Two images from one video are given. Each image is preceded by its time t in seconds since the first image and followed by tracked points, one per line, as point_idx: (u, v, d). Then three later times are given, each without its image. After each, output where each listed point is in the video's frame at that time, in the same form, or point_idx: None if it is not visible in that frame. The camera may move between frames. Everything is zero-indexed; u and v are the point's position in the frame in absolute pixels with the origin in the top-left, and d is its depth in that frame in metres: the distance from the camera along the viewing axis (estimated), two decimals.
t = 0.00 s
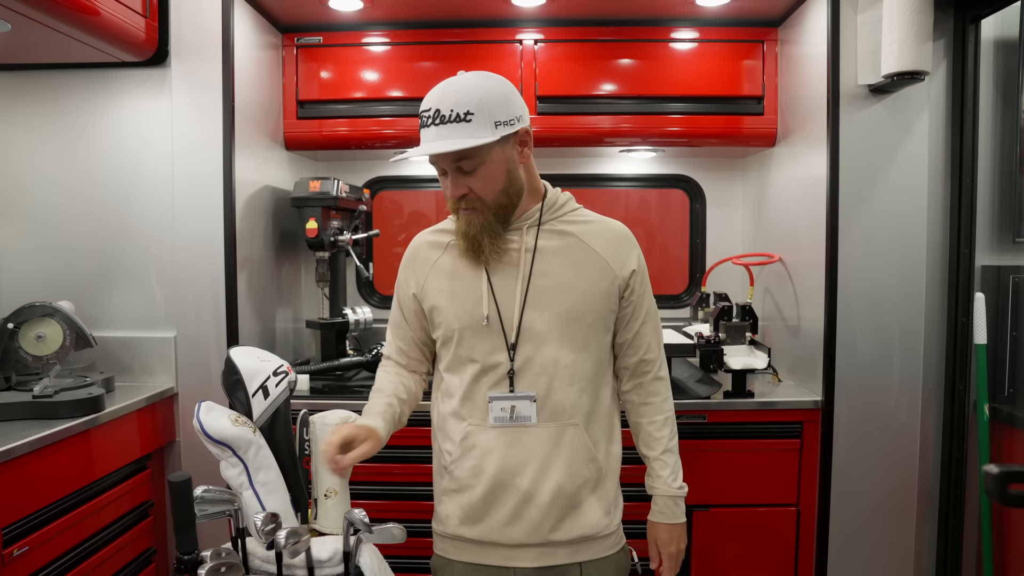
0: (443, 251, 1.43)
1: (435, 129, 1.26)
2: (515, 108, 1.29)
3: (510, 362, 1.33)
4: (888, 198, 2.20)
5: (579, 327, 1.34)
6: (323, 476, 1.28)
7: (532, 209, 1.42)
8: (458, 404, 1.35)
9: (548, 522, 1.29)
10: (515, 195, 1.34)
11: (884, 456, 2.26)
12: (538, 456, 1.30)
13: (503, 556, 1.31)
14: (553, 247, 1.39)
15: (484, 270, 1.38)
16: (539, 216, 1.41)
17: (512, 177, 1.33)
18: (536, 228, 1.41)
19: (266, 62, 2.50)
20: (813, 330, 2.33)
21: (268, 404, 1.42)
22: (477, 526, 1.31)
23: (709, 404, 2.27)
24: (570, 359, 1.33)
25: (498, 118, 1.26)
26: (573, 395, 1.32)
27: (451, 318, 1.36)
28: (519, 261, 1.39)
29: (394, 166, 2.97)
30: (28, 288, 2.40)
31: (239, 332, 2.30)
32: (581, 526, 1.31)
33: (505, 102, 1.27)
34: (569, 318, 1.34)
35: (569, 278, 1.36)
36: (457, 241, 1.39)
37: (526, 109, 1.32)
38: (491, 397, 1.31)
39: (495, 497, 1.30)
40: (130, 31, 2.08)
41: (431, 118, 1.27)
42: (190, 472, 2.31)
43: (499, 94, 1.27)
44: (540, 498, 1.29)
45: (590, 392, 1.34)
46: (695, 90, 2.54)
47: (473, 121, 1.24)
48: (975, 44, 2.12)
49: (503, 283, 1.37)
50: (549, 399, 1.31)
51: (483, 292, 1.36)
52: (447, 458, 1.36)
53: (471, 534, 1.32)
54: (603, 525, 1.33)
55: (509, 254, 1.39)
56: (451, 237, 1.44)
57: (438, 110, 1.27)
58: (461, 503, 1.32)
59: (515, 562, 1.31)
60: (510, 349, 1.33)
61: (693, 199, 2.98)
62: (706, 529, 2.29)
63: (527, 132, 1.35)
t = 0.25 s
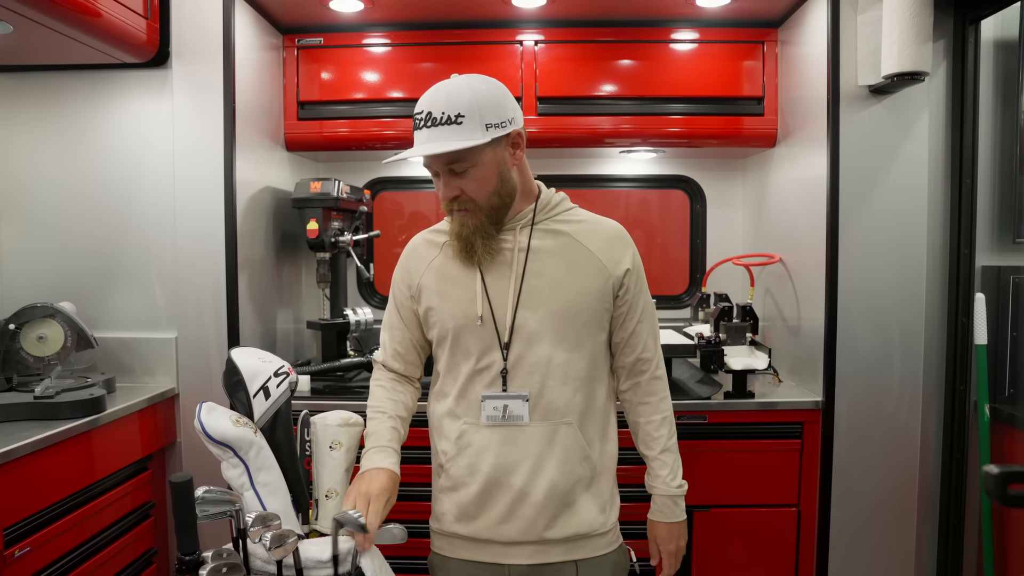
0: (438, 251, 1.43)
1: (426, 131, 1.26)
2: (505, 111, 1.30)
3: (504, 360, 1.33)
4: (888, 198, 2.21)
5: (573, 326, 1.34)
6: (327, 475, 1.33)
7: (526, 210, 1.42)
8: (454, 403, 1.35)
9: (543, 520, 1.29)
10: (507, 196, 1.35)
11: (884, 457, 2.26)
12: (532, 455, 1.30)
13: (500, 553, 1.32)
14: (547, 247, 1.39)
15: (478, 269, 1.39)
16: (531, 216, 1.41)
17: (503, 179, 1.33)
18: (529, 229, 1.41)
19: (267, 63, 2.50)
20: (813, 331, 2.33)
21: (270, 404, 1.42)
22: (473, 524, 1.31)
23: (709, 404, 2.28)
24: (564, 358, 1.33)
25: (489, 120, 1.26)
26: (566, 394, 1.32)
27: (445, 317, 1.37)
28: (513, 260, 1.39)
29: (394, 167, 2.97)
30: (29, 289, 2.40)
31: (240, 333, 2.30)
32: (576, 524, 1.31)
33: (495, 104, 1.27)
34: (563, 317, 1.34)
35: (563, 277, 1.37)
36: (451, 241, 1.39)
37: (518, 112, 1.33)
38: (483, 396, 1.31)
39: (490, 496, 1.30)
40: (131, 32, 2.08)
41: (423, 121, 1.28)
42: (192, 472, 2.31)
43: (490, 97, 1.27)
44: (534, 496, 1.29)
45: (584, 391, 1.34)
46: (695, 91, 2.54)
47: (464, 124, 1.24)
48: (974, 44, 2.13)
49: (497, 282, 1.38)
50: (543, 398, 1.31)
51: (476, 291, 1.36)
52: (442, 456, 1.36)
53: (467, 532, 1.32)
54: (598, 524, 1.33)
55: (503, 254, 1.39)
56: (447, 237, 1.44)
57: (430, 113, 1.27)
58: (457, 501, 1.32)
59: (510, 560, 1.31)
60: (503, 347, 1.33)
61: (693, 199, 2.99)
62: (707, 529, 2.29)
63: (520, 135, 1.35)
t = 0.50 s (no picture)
0: (441, 251, 1.43)
1: (435, 128, 1.27)
2: (514, 112, 1.31)
3: (504, 362, 1.33)
4: (889, 200, 2.21)
5: (573, 330, 1.35)
6: (326, 477, 1.42)
7: (531, 212, 1.42)
8: (453, 404, 1.35)
9: (541, 523, 1.30)
10: (513, 196, 1.36)
11: (886, 459, 2.26)
12: (531, 457, 1.30)
13: (497, 556, 1.32)
14: (549, 250, 1.39)
15: (480, 270, 1.39)
16: (535, 219, 1.41)
17: (510, 178, 1.34)
18: (532, 232, 1.41)
19: (268, 65, 2.50)
20: (815, 332, 2.33)
21: (272, 406, 1.43)
22: (472, 526, 1.32)
23: (711, 406, 2.28)
24: (563, 361, 1.33)
25: (496, 120, 1.27)
26: (566, 397, 1.32)
27: (446, 317, 1.37)
28: (514, 262, 1.39)
29: (396, 169, 2.98)
30: (31, 290, 2.40)
31: (242, 335, 2.31)
32: (574, 527, 1.31)
33: (504, 104, 1.28)
34: (563, 321, 1.34)
35: (565, 280, 1.37)
36: (455, 241, 1.39)
37: (526, 114, 1.34)
38: (482, 396, 1.31)
39: (488, 498, 1.30)
40: (133, 34, 2.08)
41: (431, 118, 1.29)
42: (194, 474, 2.31)
43: (499, 98, 1.28)
44: (532, 498, 1.29)
45: (584, 395, 1.34)
46: (696, 92, 2.54)
47: (472, 122, 1.25)
48: (976, 46, 2.13)
49: (499, 283, 1.37)
50: (542, 401, 1.32)
51: (477, 292, 1.36)
52: (441, 457, 1.36)
53: (465, 534, 1.32)
54: (596, 528, 1.33)
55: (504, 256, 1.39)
56: (450, 237, 1.44)
57: (438, 110, 1.28)
58: (455, 502, 1.32)
59: (507, 562, 1.31)
60: (503, 349, 1.33)
61: (695, 201, 2.99)
62: (708, 531, 2.29)
63: (528, 136, 1.36)
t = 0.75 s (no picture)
0: (451, 247, 1.43)
1: (452, 114, 1.27)
2: (530, 104, 1.32)
3: (510, 359, 1.33)
4: (889, 201, 2.21)
5: (581, 331, 1.34)
6: (325, 478, 1.43)
7: (543, 211, 1.42)
8: (458, 402, 1.34)
9: (546, 523, 1.29)
10: (527, 187, 1.34)
11: (885, 459, 2.26)
12: (536, 456, 1.30)
13: (502, 556, 1.31)
14: (558, 250, 1.39)
15: (488, 267, 1.39)
16: (547, 218, 1.41)
17: (524, 168, 1.33)
18: (543, 231, 1.41)
19: (269, 65, 2.50)
20: (815, 333, 2.33)
21: (272, 406, 1.42)
22: (475, 526, 1.31)
23: (711, 407, 2.28)
24: (569, 361, 1.33)
25: (513, 109, 1.28)
26: (571, 397, 1.32)
27: (453, 313, 1.37)
28: (522, 261, 1.39)
29: (397, 169, 2.97)
30: (31, 291, 2.40)
31: (242, 335, 2.31)
32: (579, 529, 1.31)
33: (521, 94, 1.30)
34: (571, 320, 1.34)
35: (573, 280, 1.36)
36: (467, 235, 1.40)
37: (541, 107, 1.35)
38: (486, 392, 1.31)
39: (492, 497, 1.30)
40: (134, 35, 2.08)
41: (448, 106, 1.29)
42: (194, 474, 2.31)
43: (517, 89, 1.30)
44: (537, 498, 1.29)
45: (589, 395, 1.34)
46: (696, 93, 2.54)
47: (489, 108, 1.26)
48: (976, 47, 2.13)
49: (507, 280, 1.38)
50: (547, 400, 1.32)
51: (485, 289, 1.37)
52: (447, 456, 1.37)
53: (469, 534, 1.32)
54: (602, 530, 1.33)
55: (512, 254, 1.39)
56: (460, 234, 1.44)
57: (455, 98, 1.29)
58: (459, 501, 1.32)
59: (513, 563, 1.31)
60: (510, 346, 1.33)
61: (695, 201, 2.99)
62: (708, 531, 2.29)
63: (542, 129, 1.36)
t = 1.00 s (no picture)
0: (468, 245, 1.43)
1: (476, 95, 1.30)
2: (554, 96, 1.35)
3: (525, 357, 1.33)
4: (889, 200, 2.21)
5: (597, 330, 1.34)
6: (328, 477, 1.42)
7: (561, 207, 1.44)
8: (473, 400, 1.35)
9: (558, 523, 1.29)
10: (543, 174, 1.35)
11: (885, 459, 2.26)
12: (549, 455, 1.30)
13: (513, 555, 1.31)
14: (574, 250, 1.40)
15: (504, 265, 1.39)
16: (565, 215, 1.43)
17: (542, 155, 1.34)
18: (561, 227, 1.42)
19: (268, 65, 2.50)
20: (814, 333, 2.33)
21: (272, 406, 1.42)
22: (487, 525, 1.31)
23: (711, 406, 2.28)
24: (584, 361, 1.33)
25: (536, 96, 1.30)
26: (586, 397, 1.32)
27: (469, 310, 1.36)
28: (538, 260, 1.39)
29: (397, 169, 2.97)
30: (31, 290, 2.40)
31: (242, 335, 2.31)
32: (591, 530, 1.31)
33: (546, 84, 1.32)
34: (587, 320, 1.34)
35: (589, 280, 1.36)
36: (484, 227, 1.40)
37: (565, 101, 1.37)
38: (503, 387, 1.31)
39: (504, 496, 1.30)
40: (133, 34, 2.08)
41: (474, 90, 1.32)
42: (193, 474, 2.31)
43: (542, 80, 1.33)
44: (550, 498, 1.28)
45: (604, 395, 1.34)
46: (696, 93, 2.54)
47: (513, 91, 1.28)
48: (976, 46, 2.13)
49: (523, 278, 1.38)
50: (562, 398, 1.31)
51: (501, 286, 1.37)
52: (461, 455, 1.37)
53: (481, 533, 1.32)
54: (614, 532, 1.32)
55: (528, 253, 1.40)
56: (477, 232, 1.45)
57: (482, 82, 1.31)
58: (472, 500, 1.33)
59: (525, 563, 1.31)
60: (525, 344, 1.33)
61: (695, 201, 2.99)
62: (708, 531, 2.30)
63: (564, 122, 1.38)
